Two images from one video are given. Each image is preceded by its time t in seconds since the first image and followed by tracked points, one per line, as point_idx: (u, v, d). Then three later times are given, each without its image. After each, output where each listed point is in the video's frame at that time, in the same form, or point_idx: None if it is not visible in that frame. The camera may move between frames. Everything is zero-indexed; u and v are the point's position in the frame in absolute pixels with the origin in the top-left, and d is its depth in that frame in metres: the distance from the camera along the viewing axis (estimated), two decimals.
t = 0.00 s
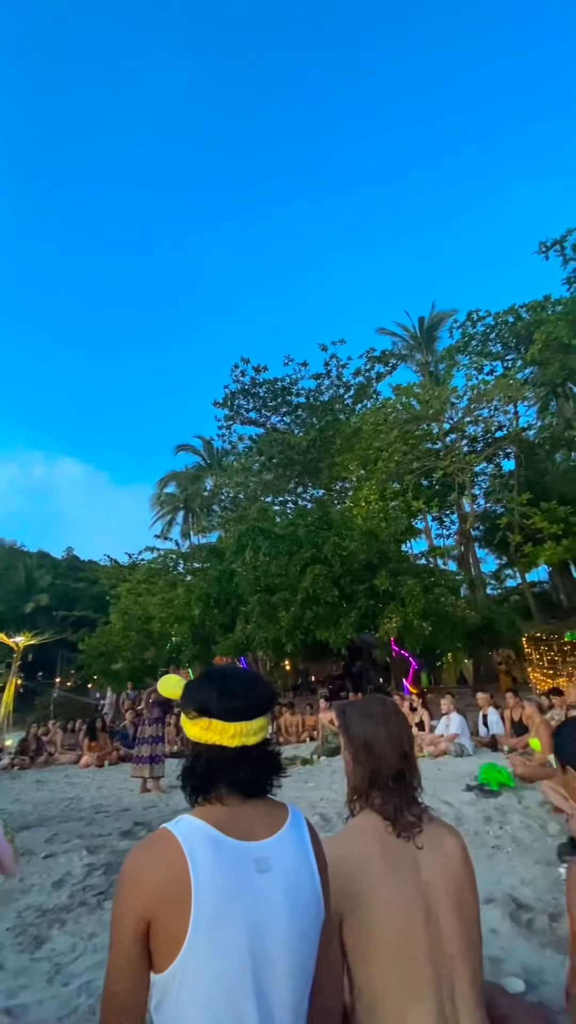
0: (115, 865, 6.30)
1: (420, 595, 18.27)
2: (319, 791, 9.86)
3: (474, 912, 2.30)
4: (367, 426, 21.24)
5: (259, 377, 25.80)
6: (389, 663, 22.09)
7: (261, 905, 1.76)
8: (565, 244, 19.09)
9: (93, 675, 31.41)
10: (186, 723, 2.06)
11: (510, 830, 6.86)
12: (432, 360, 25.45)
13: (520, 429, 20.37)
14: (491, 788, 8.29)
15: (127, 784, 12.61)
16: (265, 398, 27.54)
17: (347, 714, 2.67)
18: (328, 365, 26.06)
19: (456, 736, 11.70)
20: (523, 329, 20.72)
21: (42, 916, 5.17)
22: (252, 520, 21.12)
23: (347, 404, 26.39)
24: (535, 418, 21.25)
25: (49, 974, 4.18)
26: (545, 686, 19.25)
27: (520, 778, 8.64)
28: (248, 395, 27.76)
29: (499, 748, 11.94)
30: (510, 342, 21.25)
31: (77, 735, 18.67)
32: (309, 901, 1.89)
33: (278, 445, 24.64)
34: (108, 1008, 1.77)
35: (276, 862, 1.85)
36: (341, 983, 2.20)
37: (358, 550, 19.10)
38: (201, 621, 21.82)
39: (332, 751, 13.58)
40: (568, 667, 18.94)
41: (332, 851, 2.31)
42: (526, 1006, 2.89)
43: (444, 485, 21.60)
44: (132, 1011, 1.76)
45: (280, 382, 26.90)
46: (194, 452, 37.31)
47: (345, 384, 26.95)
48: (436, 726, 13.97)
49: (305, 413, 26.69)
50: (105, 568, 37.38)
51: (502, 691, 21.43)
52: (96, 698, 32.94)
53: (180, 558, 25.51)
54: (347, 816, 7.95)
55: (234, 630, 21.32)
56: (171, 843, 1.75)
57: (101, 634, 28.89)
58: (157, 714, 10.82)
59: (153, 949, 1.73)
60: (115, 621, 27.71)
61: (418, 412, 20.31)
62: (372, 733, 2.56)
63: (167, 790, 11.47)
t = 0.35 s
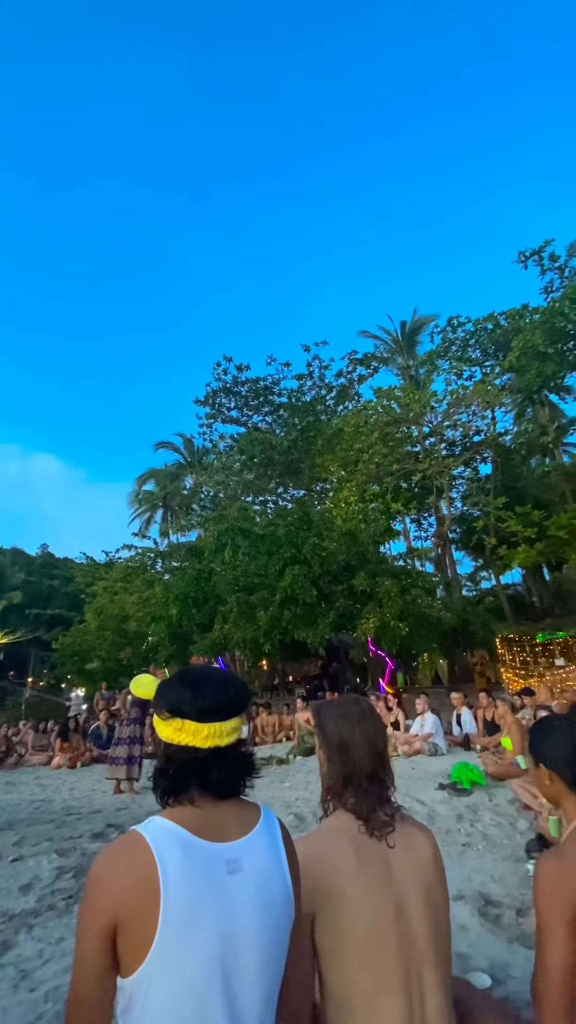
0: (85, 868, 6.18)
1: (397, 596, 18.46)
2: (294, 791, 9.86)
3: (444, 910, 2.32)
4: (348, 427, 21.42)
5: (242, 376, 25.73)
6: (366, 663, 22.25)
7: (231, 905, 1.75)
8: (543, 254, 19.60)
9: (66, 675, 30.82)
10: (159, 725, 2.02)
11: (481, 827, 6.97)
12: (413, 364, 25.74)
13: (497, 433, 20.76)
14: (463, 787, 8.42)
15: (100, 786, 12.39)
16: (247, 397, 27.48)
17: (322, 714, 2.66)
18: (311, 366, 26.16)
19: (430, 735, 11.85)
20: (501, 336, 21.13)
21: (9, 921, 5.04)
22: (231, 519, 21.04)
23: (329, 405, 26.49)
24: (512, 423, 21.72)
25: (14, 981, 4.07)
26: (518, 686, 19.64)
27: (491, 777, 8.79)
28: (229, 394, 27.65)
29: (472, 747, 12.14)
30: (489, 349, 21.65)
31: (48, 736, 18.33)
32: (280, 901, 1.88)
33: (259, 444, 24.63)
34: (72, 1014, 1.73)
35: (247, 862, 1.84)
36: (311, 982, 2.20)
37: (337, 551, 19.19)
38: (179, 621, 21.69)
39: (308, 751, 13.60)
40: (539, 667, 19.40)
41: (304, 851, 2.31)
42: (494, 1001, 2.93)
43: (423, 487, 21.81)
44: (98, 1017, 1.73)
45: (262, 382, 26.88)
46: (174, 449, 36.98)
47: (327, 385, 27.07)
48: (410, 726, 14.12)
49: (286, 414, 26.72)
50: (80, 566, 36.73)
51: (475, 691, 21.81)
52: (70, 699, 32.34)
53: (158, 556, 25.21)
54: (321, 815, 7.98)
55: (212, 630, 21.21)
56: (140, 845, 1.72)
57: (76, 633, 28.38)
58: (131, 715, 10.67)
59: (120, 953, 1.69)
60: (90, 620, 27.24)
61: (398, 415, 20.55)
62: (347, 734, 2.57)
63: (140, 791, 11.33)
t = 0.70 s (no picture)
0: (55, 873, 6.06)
1: (376, 596, 18.55)
2: (270, 792, 9.85)
3: (414, 910, 2.33)
4: (329, 429, 21.56)
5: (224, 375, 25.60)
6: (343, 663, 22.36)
7: (199, 908, 1.73)
8: (521, 263, 20.04)
9: (39, 676, 30.16)
10: (128, 727, 1.99)
11: (453, 826, 7.08)
12: (394, 367, 25.98)
13: (475, 438, 21.11)
14: (436, 786, 8.53)
15: (72, 789, 12.15)
16: (228, 396, 27.37)
17: (295, 715, 2.65)
18: (292, 367, 26.23)
19: (406, 735, 11.97)
20: (480, 342, 21.50)
21: None
22: (211, 519, 20.92)
23: (310, 407, 26.53)
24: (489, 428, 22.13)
25: None
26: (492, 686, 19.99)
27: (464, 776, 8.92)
28: (211, 393, 27.49)
29: (446, 746, 12.31)
30: (468, 355, 22.00)
31: (20, 738, 17.91)
32: (249, 905, 1.86)
33: (240, 444, 24.58)
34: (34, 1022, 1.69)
35: (216, 865, 1.82)
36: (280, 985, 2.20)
37: (317, 551, 19.23)
38: (156, 621, 21.66)
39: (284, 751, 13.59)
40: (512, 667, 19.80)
41: (275, 853, 2.31)
42: (461, 996, 2.97)
43: (402, 490, 22.02)
44: None
45: (244, 381, 26.79)
46: (154, 447, 36.55)
47: (309, 386, 27.14)
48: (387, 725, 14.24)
49: (268, 414, 26.69)
50: (55, 564, 36.01)
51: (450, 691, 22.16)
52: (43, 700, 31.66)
53: (136, 556, 24.86)
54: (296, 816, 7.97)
55: (189, 630, 21.09)
56: (106, 849, 1.70)
57: (50, 633, 27.83)
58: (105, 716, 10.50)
59: (85, 958, 1.66)
60: (65, 620, 26.72)
61: (379, 418, 20.75)
62: (320, 734, 2.56)
63: (114, 794, 11.15)
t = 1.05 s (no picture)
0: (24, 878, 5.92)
1: (354, 596, 18.61)
2: (246, 792, 9.82)
3: (386, 909, 2.34)
4: (310, 430, 21.68)
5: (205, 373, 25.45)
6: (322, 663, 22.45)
7: (170, 909, 1.71)
8: (500, 271, 20.44)
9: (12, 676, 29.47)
10: (100, 728, 1.95)
11: (427, 823, 7.16)
12: (375, 370, 26.21)
13: (453, 441, 21.45)
14: (412, 784, 8.63)
15: (44, 792, 11.91)
16: (209, 394, 27.22)
17: (272, 714, 2.64)
18: (274, 367, 26.29)
19: (383, 734, 12.08)
20: (460, 347, 21.85)
21: None
22: (190, 519, 20.78)
23: (292, 407, 26.56)
24: (467, 432, 22.52)
25: None
26: (467, 685, 20.29)
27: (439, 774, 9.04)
28: (192, 391, 27.32)
29: (421, 744, 12.46)
30: (447, 359, 22.33)
31: None
32: (221, 907, 1.83)
33: (221, 443, 24.50)
34: None
35: (187, 866, 1.79)
36: (253, 986, 2.19)
37: (296, 551, 19.25)
38: (132, 621, 21.52)
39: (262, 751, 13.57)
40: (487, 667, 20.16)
41: (249, 854, 2.30)
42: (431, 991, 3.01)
43: (381, 491, 22.20)
44: None
45: (226, 380, 26.68)
46: (133, 444, 36.11)
47: (291, 386, 27.18)
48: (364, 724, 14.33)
49: (250, 413, 26.63)
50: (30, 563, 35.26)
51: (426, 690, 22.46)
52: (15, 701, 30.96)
53: (114, 554, 24.46)
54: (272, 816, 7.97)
55: (167, 630, 20.94)
56: (75, 852, 1.66)
57: (24, 633, 27.25)
58: (79, 717, 10.31)
59: (51, 964, 1.63)
60: (39, 619, 26.18)
61: (360, 420, 20.93)
62: (296, 733, 2.55)
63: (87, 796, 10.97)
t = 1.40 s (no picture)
0: None
1: (333, 595, 18.66)
2: (222, 793, 9.78)
3: (358, 908, 2.35)
4: (291, 429, 21.73)
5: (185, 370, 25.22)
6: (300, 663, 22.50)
7: (138, 913, 1.68)
8: (479, 276, 20.77)
9: None
10: (70, 730, 1.91)
11: (401, 821, 7.24)
12: (356, 371, 26.36)
13: (432, 443, 21.74)
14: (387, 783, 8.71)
15: (14, 795, 11.62)
16: (190, 392, 26.98)
17: (247, 715, 2.63)
18: (256, 366, 26.24)
19: (359, 733, 12.15)
20: (439, 351, 22.14)
21: None
22: (169, 517, 20.57)
23: (273, 406, 26.53)
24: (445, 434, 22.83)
25: None
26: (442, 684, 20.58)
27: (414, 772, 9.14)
28: (172, 388, 27.05)
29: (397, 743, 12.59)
30: (427, 362, 22.62)
31: None
32: (192, 909, 1.81)
33: (201, 441, 24.32)
34: None
35: (157, 869, 1.77)
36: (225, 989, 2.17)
37: (276, 551, 19.21)
38: (108, 620, 21.16)
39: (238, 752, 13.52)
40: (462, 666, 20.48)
41: (222, 856, 2.28)
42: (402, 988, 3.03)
43: (361, 491, 22.34)
44: None
45: (206, 378, 26.50)
46: (111, 441, 35.58)
47: (272, 386, 27.16)
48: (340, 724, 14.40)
49: (231, 412, 26.51)
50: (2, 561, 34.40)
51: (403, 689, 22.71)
52: None
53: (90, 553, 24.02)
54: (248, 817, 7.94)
55: (144, 630, 20.69)
56: (40, 856, 1.63)
57: None
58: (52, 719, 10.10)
59: (15, 971, 1.59)
60: (12, 618, 25.55)
61: (340, 421, 21.05)
62: (271, 733, 2.54)
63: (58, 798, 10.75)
